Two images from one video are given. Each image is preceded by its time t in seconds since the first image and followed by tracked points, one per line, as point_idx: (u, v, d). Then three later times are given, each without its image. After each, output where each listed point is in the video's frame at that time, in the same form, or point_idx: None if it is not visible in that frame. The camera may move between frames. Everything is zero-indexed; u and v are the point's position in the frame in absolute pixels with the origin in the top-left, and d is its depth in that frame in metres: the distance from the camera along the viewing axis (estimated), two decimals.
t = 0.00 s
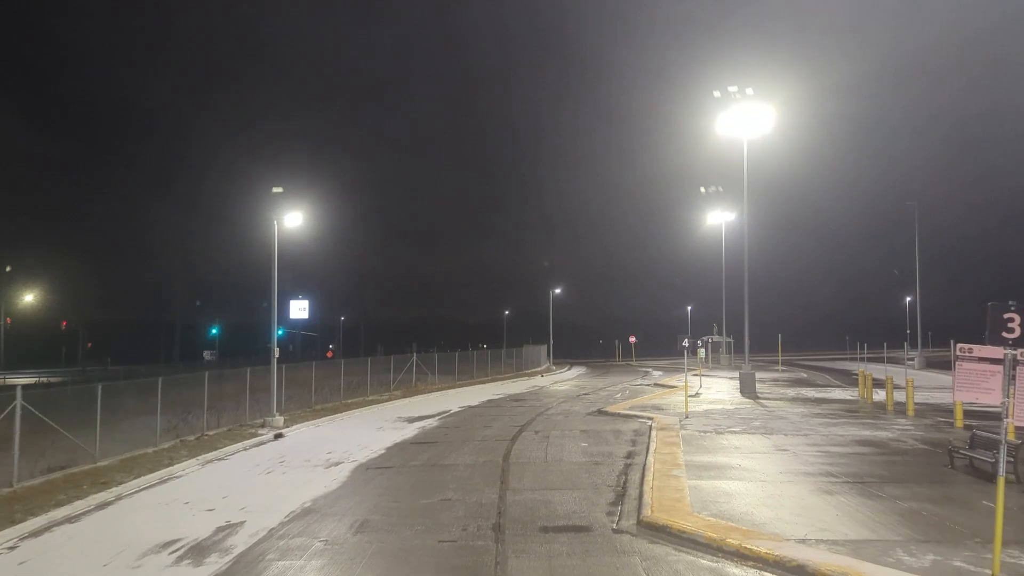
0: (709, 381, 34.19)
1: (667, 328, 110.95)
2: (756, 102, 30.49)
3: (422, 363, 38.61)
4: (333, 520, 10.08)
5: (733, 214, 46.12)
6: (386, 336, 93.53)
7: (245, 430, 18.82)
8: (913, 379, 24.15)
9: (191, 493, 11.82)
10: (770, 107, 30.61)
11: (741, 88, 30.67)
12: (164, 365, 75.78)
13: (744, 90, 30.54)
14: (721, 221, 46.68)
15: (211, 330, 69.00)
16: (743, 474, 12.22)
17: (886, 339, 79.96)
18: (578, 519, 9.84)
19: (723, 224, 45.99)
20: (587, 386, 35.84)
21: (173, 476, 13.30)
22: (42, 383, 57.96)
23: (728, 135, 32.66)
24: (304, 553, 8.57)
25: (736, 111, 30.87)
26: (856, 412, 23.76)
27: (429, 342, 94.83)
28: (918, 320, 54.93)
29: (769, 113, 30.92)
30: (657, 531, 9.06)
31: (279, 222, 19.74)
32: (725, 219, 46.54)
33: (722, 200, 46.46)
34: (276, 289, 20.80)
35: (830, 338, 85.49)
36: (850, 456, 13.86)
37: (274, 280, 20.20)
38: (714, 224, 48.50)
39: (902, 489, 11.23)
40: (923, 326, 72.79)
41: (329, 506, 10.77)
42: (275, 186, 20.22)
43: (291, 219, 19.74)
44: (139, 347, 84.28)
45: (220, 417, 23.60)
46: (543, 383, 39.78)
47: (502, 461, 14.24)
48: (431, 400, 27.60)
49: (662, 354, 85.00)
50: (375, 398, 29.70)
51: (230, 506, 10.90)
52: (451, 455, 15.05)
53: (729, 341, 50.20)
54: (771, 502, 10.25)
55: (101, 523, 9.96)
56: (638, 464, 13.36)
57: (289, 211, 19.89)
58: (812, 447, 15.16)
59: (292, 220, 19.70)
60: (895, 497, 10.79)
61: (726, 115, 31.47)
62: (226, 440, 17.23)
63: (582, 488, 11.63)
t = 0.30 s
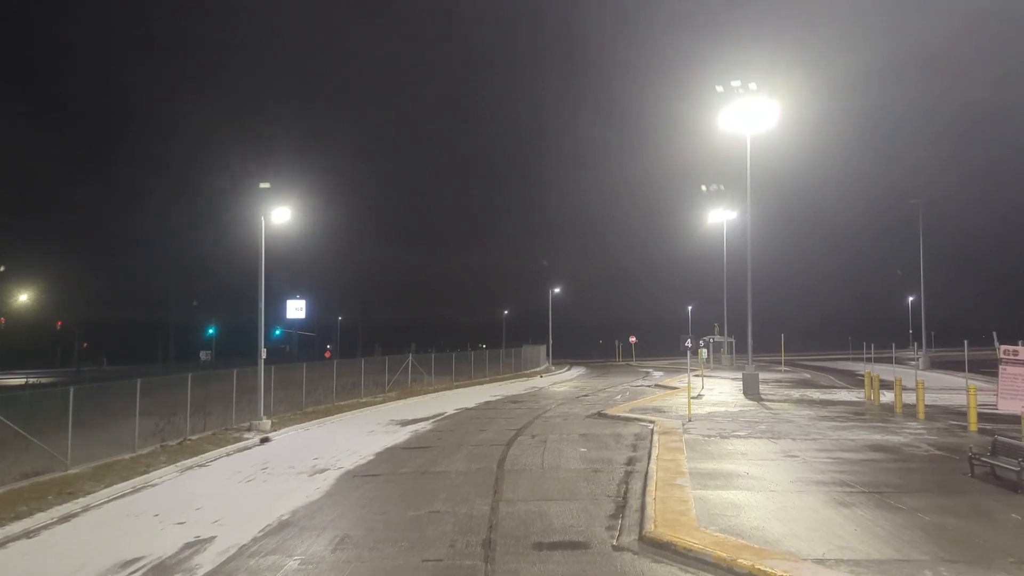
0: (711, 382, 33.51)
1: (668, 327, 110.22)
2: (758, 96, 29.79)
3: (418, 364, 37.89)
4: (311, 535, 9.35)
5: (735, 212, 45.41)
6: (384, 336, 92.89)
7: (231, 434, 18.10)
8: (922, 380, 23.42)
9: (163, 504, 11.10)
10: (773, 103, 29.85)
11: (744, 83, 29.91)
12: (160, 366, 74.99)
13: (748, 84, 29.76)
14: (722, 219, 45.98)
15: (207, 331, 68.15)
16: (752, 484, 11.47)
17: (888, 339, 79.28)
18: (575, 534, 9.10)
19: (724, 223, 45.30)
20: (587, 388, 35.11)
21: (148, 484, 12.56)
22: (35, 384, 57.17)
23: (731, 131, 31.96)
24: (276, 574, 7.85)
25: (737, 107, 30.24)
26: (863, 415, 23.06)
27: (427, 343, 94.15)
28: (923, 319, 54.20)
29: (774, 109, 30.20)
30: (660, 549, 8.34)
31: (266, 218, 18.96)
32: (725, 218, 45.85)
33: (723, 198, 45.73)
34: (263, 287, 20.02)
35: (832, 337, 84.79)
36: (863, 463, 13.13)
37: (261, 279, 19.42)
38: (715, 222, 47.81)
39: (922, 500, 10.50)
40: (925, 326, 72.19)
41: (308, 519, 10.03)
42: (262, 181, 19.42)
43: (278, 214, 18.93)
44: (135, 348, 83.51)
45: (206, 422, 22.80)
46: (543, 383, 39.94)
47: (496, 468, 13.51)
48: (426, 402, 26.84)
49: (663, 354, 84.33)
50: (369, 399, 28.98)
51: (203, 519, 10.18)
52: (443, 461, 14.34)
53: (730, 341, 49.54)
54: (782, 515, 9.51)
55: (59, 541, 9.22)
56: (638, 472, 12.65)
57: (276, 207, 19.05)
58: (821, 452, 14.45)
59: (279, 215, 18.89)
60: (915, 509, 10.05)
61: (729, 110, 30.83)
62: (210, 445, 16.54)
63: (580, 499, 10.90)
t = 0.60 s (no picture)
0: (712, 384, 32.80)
1: (668, 327, 109.32)
2: (761, 90, 29.07)
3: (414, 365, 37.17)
4: (284, 552, 8.62)
5: (737, 210, 44.68)
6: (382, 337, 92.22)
7: (214, 438, 17.36)
8: (932, 381, 22.67)
9: (131, 516, 10.37)
10: (776, 97, 29.12)
11: (747, 77, 29.19)
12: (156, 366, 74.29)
13: (750, 78, 29.04)
14: (723, 218, 45.29)
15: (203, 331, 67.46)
16: (760, 494, 10.74)
17: (890, 339, 78.62)
18: (570, 552, 8.36)
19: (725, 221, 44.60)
20: (586, 389, 34.39)
21: (119, 494, 11.83)
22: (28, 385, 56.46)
23: (734, 126, 31.22)
24: None
25: (740, 102, 29.53)
26: (870, 418, 22.34)
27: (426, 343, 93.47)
28: (927, 318, 53.45)
29: (777, 102, 29.48)
30: (662, 569, 7.61)
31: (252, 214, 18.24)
32: (726, 216, 45.17)
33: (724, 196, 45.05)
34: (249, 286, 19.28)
35: (834, 337, 84.03)
36: (877, 472, 12.40)
37: (246, 277, 18.69)
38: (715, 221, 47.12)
39: (942, 513, 9.77)
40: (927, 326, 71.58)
41: (283, 535, 9.29)
42: (249, 176, 18.71)
43: (265, 210, 18.21)
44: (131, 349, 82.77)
45: (191, 426, 22.04)
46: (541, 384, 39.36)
47: (488, 476, 12.76)
48: (420, 404, 26.06)
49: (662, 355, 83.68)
50: (363, 401, 28.26)
51: (170, 534, 9.44)
52: (433, 468, 13.61)
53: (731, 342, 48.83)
54: (795, 530, 8.79)
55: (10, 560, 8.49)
56: (639, 481, 11.91)
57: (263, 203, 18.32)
58: (831, 459, 13.72)
59: (265, 211, 18.16)
60: (938, 524, 9.31)
61: (731, 104, 30.11)
62: (191, 450, 15.81)
63: (576, 511, 10.17)
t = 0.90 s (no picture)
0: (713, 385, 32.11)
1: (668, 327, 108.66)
2: (764, 85, 28.39)
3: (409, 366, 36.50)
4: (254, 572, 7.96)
5: (739, 209, 43.96)
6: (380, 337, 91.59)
7: (197, 442, 16.70)
8: (942, 383, 21.96)
9: (94, 529, 9.69)
10: (779, 90, 28.45)
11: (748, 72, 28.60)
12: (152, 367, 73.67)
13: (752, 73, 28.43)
14: (724, 216, 44.59)
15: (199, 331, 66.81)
16: (767, 505, 10.07)
17: (891, 339, 77.95)
18: (563, 572, 7.68)
19: (726, 220, 43.91)
20: (584, 390, 33.69)
21: (87, 504, 11.16)
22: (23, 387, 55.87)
23: (736, 122, 30.55)
24: None
25: (743, 97, 28.91)
26: (877, 420, 21.67)
27: (424, 343, 92.87)
28: (930, 318, 52.81)
29: (780, 97, 28.78)
30: None
31: (236, 210, 17.59)
32: (727, 215, 44.47)
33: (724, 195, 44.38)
34: (234, 285, 18.61)
35: (835, 337, 83.28)
36: (889, 480, 11.75)
37: (230, 276, 18.03)
38: (716, 219, 46.40)
39: (962, 528, 9.09)
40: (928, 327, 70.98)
41: (254, 551, 8.62)
42: (234, 171, 18.08)
43: (250, 205, 17.57)
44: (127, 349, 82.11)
45: (176, 429, 21.37)
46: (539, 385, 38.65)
47: (479, 485, 12.09)
48: (413, 406, 25.39)
49: (662, 355, 83.08)
50: (356, 403, 27.63)
51: (132, 550, 8.77)
52: (421, 476, 12.95)
53: (732, 342, 48.12)
54: (807, 548, 8.10)
55: None
56: (638, 490, 11.23)
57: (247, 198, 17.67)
58: (839, 466, 13.07)
59: (251, 206, 17.53)
60: (961, 540, 8.64)
61: (734, 100, 29.44)
62: (170, 455, 15.15)
63: (571, 523, 9.50)
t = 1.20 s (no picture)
0: (715, 386, 31.44)
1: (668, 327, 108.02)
2: (767, 79, 27.69)
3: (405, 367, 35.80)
4: None
5: (740, 207, 43.24)
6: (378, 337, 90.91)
7: (178, 447, 16.04)
8: (951, 385, 21.27)
9: (54, 545, 9.02)
10: (783, 84, 27.83)
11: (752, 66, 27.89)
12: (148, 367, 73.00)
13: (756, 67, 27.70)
14: (725, 215, 43.92)
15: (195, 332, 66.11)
16: (775, 517, 9.41)
17: (893, 339, 77.32)
18: None
19: (727, 218, 43.24)
20: (583, 391, 32.99)
21: (52, 516, 10.52)
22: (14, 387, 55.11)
23: (737, 118, 29.86)
24: None
25: (747, 91, 28.16)
26: (885, 423, 21.00)
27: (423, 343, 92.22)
28: (933, 319, 52.19)
29: (783, 91, 28.16)
30: None
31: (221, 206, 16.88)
32: (728, 213, 43.81)
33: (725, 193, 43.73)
34: (219, 284, 17.92)
35: (837, 337, 82.57)
36: (904, 489, 11.09)
37: (215, 274, 17.34)
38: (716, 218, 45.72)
39: (988, 544, 8.43)
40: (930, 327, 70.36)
41: (223, 569, 7.97)
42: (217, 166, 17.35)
43: (235, 200, 16.86)
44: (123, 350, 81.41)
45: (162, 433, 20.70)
46: (537, 386, 37.94)
47: (469, 493, 11.43)
48: (406, 408, 24.71)
49: (662, 355, 82.45)
50: (348, 405, 26.94)
51: (90, 569, 8.11)
52: (409, 483, 12.28)
53: (734, 342, 47.46)
54: (822, 567, 7.44)
55: None
56: (638, 500, 10.57)
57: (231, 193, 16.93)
58: (849, 473, 12.40)
59: (235, 201, 16.82)
60: (986, 557, 7.99)
61: (737, 95, 28.65)
62: (149, 461, 14.51)
63: (565, 538, 8.84)
